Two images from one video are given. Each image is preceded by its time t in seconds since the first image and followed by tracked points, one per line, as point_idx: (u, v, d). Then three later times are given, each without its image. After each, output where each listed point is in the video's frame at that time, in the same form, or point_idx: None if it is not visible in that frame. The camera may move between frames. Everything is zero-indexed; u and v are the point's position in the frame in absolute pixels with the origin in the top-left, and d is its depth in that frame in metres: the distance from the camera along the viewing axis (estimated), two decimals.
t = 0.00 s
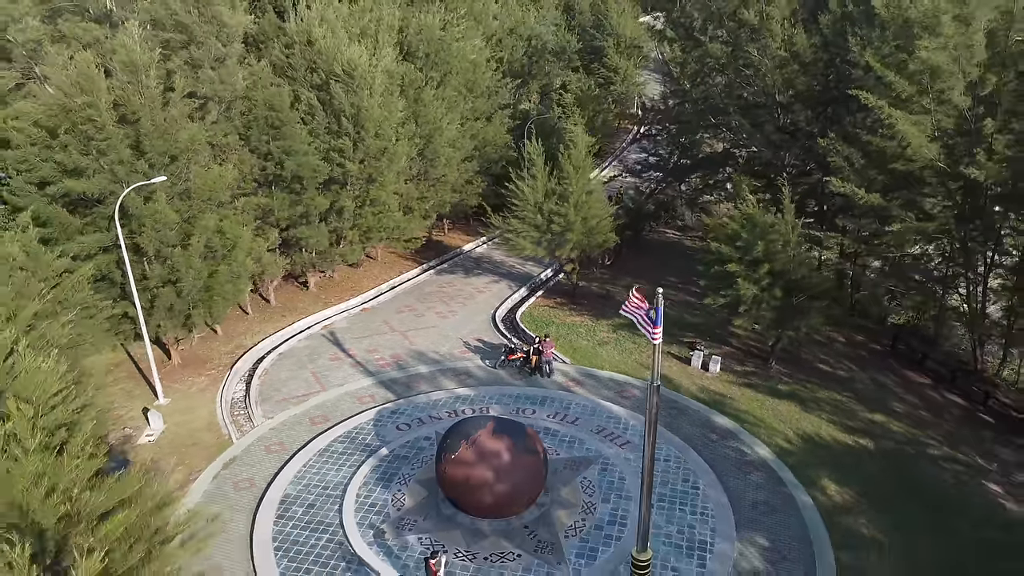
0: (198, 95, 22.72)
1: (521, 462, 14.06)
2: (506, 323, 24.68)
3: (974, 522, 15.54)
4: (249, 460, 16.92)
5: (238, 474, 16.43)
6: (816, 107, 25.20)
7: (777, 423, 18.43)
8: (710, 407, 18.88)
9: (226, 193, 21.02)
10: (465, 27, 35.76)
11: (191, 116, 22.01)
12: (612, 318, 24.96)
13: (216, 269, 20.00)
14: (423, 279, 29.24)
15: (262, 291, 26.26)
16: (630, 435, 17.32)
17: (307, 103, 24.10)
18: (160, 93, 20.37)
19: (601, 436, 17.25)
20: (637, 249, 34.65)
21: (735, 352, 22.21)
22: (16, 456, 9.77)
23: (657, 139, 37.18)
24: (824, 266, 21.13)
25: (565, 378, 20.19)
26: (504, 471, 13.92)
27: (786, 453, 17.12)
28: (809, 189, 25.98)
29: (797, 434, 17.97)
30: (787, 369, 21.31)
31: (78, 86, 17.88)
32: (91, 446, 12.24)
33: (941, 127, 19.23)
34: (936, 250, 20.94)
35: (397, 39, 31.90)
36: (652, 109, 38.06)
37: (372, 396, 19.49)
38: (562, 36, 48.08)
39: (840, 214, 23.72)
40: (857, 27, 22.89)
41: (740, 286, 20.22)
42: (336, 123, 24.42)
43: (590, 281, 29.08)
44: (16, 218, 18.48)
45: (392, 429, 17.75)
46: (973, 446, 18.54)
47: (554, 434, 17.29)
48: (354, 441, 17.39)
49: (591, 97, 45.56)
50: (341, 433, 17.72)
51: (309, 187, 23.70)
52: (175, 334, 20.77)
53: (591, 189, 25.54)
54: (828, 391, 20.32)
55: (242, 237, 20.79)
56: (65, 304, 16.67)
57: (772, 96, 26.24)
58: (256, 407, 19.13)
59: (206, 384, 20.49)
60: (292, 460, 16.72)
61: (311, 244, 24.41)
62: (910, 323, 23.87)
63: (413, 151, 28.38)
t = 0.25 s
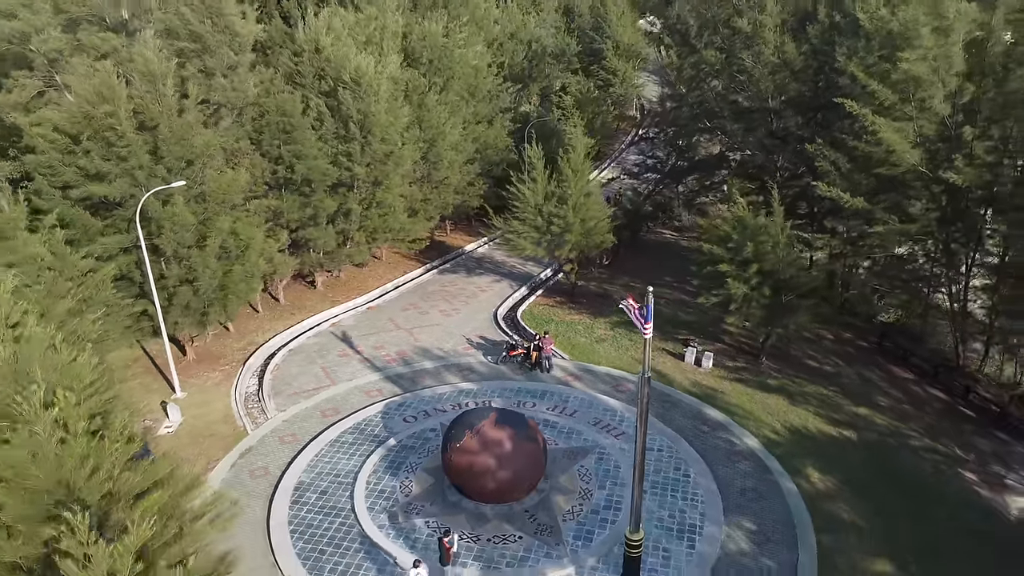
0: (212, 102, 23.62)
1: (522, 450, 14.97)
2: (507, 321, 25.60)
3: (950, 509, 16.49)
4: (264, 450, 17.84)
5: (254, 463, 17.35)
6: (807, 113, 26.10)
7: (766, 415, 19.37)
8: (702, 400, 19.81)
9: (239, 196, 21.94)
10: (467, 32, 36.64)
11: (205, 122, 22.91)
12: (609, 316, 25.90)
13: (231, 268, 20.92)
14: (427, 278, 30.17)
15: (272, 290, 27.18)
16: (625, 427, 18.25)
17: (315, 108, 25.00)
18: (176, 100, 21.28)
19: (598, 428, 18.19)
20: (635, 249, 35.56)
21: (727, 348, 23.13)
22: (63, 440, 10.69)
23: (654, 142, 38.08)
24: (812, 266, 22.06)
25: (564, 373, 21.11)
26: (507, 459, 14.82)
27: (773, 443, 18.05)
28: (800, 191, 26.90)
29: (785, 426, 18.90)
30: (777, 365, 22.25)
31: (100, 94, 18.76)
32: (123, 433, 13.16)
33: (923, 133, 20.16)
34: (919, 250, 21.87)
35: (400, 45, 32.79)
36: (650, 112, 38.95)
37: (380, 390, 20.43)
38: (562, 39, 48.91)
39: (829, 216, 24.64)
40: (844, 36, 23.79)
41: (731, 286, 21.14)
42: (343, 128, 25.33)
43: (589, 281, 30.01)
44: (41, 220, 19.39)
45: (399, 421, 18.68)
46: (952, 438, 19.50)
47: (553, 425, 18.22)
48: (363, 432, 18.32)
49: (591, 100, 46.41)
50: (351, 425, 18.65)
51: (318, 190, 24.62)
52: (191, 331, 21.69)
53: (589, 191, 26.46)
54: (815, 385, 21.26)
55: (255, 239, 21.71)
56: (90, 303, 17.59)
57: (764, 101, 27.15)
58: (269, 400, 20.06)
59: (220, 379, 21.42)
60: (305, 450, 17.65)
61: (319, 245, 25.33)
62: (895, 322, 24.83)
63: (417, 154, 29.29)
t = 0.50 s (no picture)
0: (225, 107, 24.58)
1: (523, 438, 15.92)
2: (508, 318, 26.57)
3: (927, 495, 17.45)
4: (278, 439, 18.83)
5: (268, 451, 18.33)
6: (797, 117, 27.05)
7: (755, 407, 20.35)
8: (694, 393, 20.79)
9: (251, 198, 22.90)
10: (469, 37, 37.56)
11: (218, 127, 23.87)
12: (607, 313, 26.87)
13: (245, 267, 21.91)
14: (431, 277, 31.15)
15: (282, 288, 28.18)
16: (621, 418, 19.24)
17: (324, 113, 25.96)
18: (191, 106, 22.25)
19: (595, 419, 19.17)
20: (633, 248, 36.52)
21: (719, 344, 24.12)
22: (104, 425, 11.71)
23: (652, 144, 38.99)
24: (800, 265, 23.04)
25: (563, 368, 22.10)
26: (508, 446, 15.75)
27: (761, 433, 19.03)
28: (791, 193, 27.84)
29: (772, 418, 19.87)
30: (766, 360, 23.23)
31: (121, 102, 19.74)
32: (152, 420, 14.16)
33: (906, 138, 21.11)
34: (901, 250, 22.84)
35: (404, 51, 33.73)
36: (649, 115, 39.83)
37: (387, 383, 21.41)
38: (562, 42, 49.77)
39: (819, 217, 25.62)
40: (832, 45, 24.76)
41: (722, 284, 22.11)
42: (350, 132, 26.30)
43: (587, 280, 30.98)
44: (64, 222, 20.33)
45: (406, 412, 19.66)
46: (932, 429, 20.50)
47: (552, 417, 19.19)
48: (371, 422, 19.31)
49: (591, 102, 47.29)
50: (360, 416, 19.63)
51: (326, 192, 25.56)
52: (206, 327, 22.67)
53: (587, 193, 27.42)
54: (803, 379, 22.24)
55: (267, 239, 22.68)
56: (113, 300, 18.57)
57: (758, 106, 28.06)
58: (281, 393, 21.04)
59: (234, 373, 22.40)
60: (316, 439, 18.63)
61: (327, 244, 26.31)
62: (882, 319, 25.82)
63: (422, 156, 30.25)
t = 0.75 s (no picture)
0: (237, 112, 25.59)
1: (524, 426, 16.92)
2: (509, 315, 27.60)
3: (905, 481, 18.49)
4: (291, 429, 19.85)
5: (283, 439, 19.35)
6: (788, 122, 28.06)
7: (744, 399, 21.39)
8: (686, 385, 21.83)
9: (264, 200, 23.92)
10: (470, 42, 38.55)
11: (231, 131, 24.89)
12: (604, 310, 27.90)
13: (258, 266, 22.94)
14: (434, 276, 32.19)
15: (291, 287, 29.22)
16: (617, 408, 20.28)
17: (333, 118, 26.98)
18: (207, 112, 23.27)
19: (592, 409, 20.21)
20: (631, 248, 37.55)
21: (712, 340, 25.15)
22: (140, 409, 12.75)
23: (649, 146, 39.98)
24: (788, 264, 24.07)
25: (561, 362, 23.13)
26: (510, 434, 16.74)
27: (750, 423, 20.07)
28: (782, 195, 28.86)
29: (761, 409, 20.91)
30: (756, 354, 24.27)
31: (142, 109, 20.77)
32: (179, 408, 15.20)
33: (890, 142, 22.10)
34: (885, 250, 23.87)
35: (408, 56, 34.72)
36: (647, 117, 40.80)
37: (394, 376, 22.45)
38: (561, 45, 50.71)
39: (808, 218, 26.65)
40: (821, 52, 25.76)
41: (714, 282, 23.14)
42: (357, 136, 27.31)
43: (585, 278, 31.99)
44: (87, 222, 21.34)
45: (412, 403, 20.69)
46: (914, 420, 21.55)
47: (551, 407, 20.23)
48: (380, 413, 20.34)
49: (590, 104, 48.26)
50: (369, 407, 20.67)
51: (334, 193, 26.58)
52: (220, 323, 23.71)
53: (586, 195, 28.43)
54: (791, 373, 23.28)
55: (279, 239, 23.71)
56: (135, 297, 19.60)
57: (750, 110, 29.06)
58: (293, 385, 22.07)
59: (247, 367, 23.43)
60: (328, 428, 19.66)
61: (335, 244, 27.34)
62: (869, 316, 26.87)
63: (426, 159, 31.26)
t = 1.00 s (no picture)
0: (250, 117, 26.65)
1: (525, 415, 17.92)
2: (510, 312, 28.67)
3: (885, 467, 19.56)
4: (304, 418, 20.90)
5: (296, 428, 20.41)
6: (779, 126, 29.12)
7: (735, 391, 22.47)
8: (680, 378, 22.90)
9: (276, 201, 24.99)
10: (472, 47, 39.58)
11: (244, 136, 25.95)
12: (602, 307, 28.97)
13: (271, 265, 24.02)
14: (438, 274, 33.27)
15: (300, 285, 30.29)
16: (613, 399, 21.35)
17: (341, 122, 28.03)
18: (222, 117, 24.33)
19: (589, 400, 21.28)
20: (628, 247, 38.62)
21: (705, 335, 26.23)
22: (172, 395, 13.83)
23: (647, 148, 41.04)
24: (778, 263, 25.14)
25: (561, 356, 24.21)
26: (512, 422, 17.74)
27: (739, 413, 21.15)
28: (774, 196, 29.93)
29: (750, 400, 21.98)
30: (747, 349, 25.35)
31: (162, 115, 21.84)
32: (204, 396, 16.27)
33: (874, 147, 23.20)
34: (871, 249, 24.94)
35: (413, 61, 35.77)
36: (644, 120, 41.84)
37: (401, 370, 23.52)
38: (561, 49, 51.70)
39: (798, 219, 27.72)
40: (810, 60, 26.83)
41: (707, 280, 24.21)
42: (365, 139, 28.36)
43: (584, 277, 33.05)
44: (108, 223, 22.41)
45: (419, 395, 21.75)
46: (896, 411, 22.66)
47: (551, 398, 21.31)
48: (388, 404, 21.40)
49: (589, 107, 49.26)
50: (377, 398, 21.73)
51: (342, 195, 27.65)
52: (234, 319, 24.77)
53: (584, 196, 29.50)
54: (780, 367, 24.37)
55: (290, 239, 24.79)
56: (156, 293, 20.66)
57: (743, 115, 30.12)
58: (304, 378, 23.13)
59: (260, 361, 24.50)
60: (339, 418, 20.71)
61: (343, 244, 28.41)
62: (856, 313, 27.98)
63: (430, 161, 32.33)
